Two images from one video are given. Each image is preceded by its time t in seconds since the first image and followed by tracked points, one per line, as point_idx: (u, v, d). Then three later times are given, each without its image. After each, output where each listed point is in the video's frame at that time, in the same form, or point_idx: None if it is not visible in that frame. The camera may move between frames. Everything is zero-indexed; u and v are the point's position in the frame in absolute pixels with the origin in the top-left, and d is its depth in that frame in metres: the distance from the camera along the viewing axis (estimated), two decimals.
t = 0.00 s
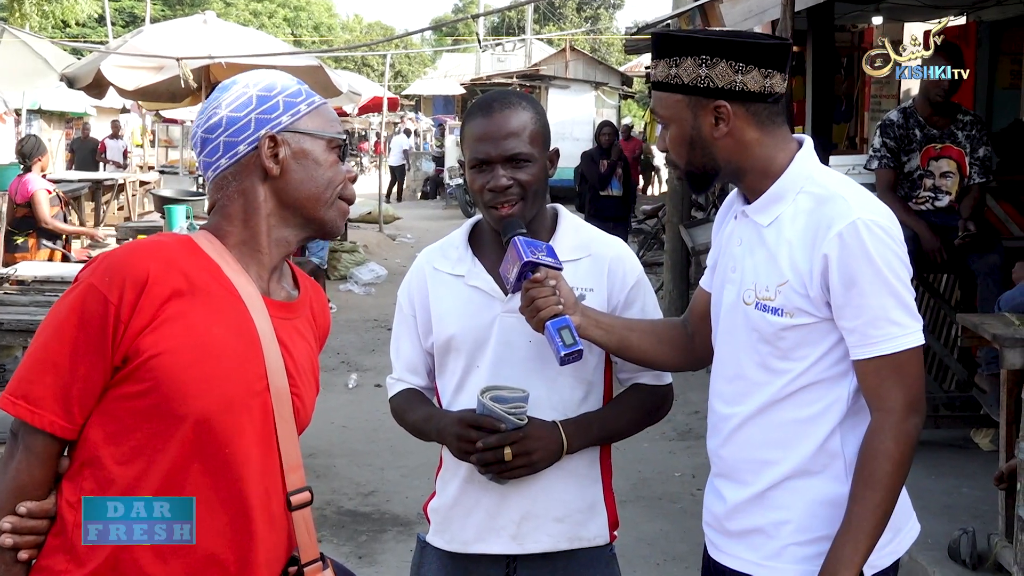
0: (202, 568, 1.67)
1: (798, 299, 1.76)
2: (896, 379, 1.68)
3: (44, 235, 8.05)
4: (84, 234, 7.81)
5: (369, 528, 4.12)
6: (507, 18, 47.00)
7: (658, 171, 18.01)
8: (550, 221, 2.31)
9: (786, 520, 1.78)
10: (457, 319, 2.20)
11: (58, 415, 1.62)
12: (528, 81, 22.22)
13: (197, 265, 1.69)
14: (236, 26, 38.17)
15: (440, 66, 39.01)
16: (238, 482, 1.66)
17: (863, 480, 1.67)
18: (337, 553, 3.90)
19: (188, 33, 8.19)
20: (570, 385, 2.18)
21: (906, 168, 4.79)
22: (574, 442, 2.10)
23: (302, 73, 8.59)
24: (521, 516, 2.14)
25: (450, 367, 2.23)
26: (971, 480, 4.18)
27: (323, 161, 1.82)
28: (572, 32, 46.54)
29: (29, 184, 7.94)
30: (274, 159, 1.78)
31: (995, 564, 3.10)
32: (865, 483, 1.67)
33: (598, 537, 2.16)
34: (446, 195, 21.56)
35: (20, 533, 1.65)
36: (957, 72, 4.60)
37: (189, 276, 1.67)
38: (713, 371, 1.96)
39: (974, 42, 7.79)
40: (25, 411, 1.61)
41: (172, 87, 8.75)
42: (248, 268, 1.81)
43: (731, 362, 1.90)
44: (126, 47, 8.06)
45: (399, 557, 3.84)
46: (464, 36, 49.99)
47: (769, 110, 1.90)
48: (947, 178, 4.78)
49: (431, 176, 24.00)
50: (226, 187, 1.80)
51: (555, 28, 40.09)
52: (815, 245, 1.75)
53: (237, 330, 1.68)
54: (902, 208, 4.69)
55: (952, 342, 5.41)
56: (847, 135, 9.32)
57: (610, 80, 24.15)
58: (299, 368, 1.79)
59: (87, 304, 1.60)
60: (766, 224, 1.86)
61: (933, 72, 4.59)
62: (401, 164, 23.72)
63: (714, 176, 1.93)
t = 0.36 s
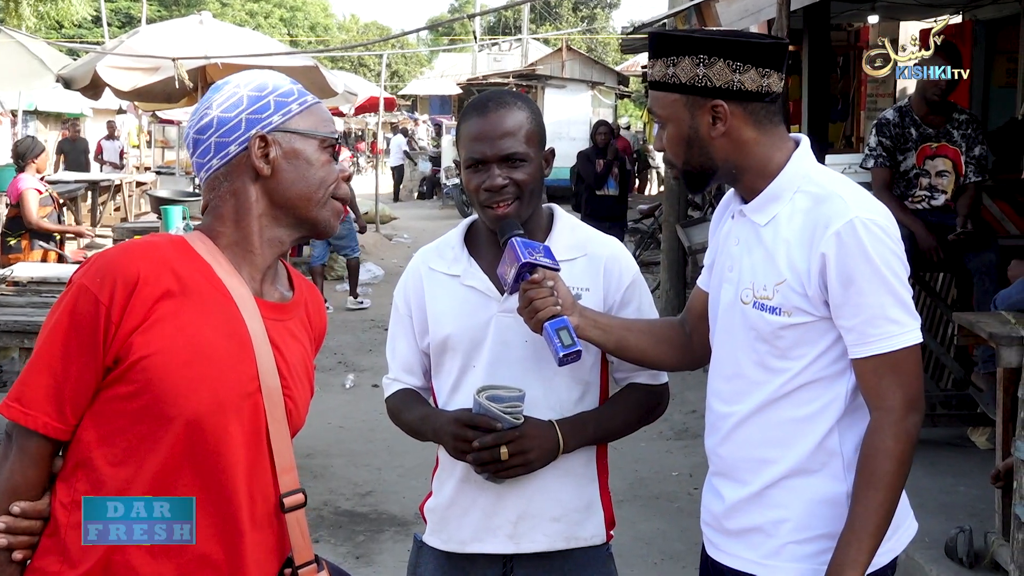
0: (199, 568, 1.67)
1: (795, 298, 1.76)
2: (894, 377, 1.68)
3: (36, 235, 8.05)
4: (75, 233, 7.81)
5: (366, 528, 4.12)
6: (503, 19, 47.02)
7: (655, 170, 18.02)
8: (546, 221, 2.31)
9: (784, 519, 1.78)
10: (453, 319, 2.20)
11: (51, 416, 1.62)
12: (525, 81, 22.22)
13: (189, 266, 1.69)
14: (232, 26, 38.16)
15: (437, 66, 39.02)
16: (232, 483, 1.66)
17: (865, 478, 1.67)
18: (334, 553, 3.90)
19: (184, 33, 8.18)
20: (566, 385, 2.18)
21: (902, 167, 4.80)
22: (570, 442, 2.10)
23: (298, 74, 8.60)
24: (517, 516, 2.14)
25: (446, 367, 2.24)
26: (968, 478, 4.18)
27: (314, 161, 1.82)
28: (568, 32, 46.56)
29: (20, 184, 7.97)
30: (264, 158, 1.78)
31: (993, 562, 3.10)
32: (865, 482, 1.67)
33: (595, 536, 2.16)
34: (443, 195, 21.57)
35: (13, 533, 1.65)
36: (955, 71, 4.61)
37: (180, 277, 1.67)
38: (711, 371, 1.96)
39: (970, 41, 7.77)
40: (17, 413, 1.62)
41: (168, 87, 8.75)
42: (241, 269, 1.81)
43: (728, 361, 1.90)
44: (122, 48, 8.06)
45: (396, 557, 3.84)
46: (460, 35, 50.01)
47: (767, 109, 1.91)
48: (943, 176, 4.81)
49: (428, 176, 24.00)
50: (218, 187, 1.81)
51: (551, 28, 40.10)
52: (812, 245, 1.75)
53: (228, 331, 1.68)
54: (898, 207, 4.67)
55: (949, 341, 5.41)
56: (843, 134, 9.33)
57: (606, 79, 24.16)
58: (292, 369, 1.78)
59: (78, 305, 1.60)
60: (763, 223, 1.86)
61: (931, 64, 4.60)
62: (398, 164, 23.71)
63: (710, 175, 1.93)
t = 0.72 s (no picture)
0: (197, 569, 1.67)
1: (793, 299, 1.76)
2: (891, 378, 1.68)
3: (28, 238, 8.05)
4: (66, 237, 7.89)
5: (364, 528, 4.13)
6: (502, 20, 47.04)
7: (653, 170, 18.05)
8: (544, 221, 2.31)
9: (781, 519, 1.79)
10: (451, 320, 2.20)
11: (47, 417, 1.63)
12: (523, 81, 22.25)
13: (186, 267, 1.69)
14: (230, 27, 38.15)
15: (435, 67, 39.05)
16: (229, 483, 1.67)
17: (863, 479, 1.68)
18: (332, 554, 3.90)
19: (181, 34, 8.17)
20: (564, 386, 2.19)
21: (899, 168, 4.80)
22: (567, 442, 2.10)
23: (297, 74, 8.60)
24: (516, 516, 2.14)
25: (444, 367, 2.24)
26: (966, 478, 4.18)
27: (309, 162, 1.82)
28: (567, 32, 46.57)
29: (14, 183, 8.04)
30: (259, 159, 1.78)
31: (990, 562, 3.11)
32: (864, 482, 1.67)
33: (593, 536, 2.17)
34: (441, 195, 21.56)
35: (9, 532, 1.64)
36: (954, 71, 4.62)
37: (176, 278, 1.67)
38: (709, 371, 1.96)
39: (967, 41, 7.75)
40: (13, 413, 1.62)
41: (166, 88, 8.73)
42: (237, 269, 1.81)
43: (726, 361, 1.90)
44: (120, 48, 8.06)
45: (394, 558, 3.84)
46: (459, 36, 50.03)
47: (765, 111, 1.91)
48: (940, 177, 4.82)
49: (426, 176, 24.00)
50: (213, 188, 1.81)
51: (549, 28, 40.15)
52: (810, 245, 1.75)
53: (224, 333, 1.68)
54: (894, 207, 4.68)
55: (947, 341, 5.41)
56: (841, 134, 9.34)
57: (604, 80, 24.15)
58: (288, 369, 1.78)
59: (74, 306, 1.60)
60: (761, 224, 1.86)
61: (931, 61, 4.61)
62: (396, 164, 23.71)
63: (708, 175, 1.94)
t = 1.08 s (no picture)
0: (197, 568, 1.68)
1: (791, 299, 1.76)
2: (888, 378, 1.69)
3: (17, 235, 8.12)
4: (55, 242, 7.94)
5: (364, 528, 4.13)
6: (501, 20, 47.03)
7: (652, 170, 18.06)
8: (543, 221, 2.31)
9: (780, 518, 1.79)
10: (450, 320, 2.20)
11: (44, 415, 1.63)
12: (522, 81, 22.27)
13: (183, 265, 1.70)
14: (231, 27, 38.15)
15: (435, 67, 39.07)
16: (226, 483, 1.67)
17: (860, 478, 1.68)
18: (331, 553, 3.90)
19: (182, 33, 8.18)
20: (563, 384, 2.19)
21: (898, 167, 4.81)
22: (566, 441, 2.10)
23: (296, 75, 8.61)
24: (514, 515, 2.14)
25: (443, 367, 2.24)
26: (965, 478, 4.18)
27: (302, 160, 1.81)
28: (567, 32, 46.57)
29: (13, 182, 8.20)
30: (251, 157, 1.79)
31: (988, 562, 3.11)
32: (861, 482, 1.68)
33: (591, 535, 2.17)
34: (440, 195, 21.57)
35: (8, 529, 1.65)
36: (953, 71, 4.61)
37: (173, 276, 1.67)
38: (706, 370, 1.96)
39: (967, 41, 7.74)
40: (11, 410, 1.63)
41: (166, 87, 8.73)
42: (233, 268, 1.82)
43: (725, 360, 1.90)
44: (120, 48, 8.06)
45: (393, 557, 3.84)
46: (459, 36, 50.05)
47: (763, 111, 1.91)
48: (939, 177, 4.80)
49: (426, 176, 23.99)
50: (207, 187, 1.82)
51: (548, 29, 40.21)
52: (809, 244, 1.76)
53: (221, 331, 1.68)
54: (892, 206, 4.67)
55: (946, 341, 5.41)
56: (840, 135, 9.34)
57: (603, 80, 24.13)
58: (286, 367, 1.78)
59: (72, 304, 1.61)
60: (759, 224, 1.87)
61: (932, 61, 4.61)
62: (396, 164, 23.71)
63: (708, 174, 1.93)
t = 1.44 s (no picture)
0: (197, 568, 1.68)
1: (791, 299, 1.76)
2: (886, 378, 1.69)
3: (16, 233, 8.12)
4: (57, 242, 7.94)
5: (364, 527, 4.13)
6: (502, 20, 47.02)
7: (652, 170, 18.08)
8: (543, 221, 2.31)
9: (777, 518, 1.79)
10: (450, 320, 2.20)
11: (43, 412, 1.63)
12: (523, 81, 22.28)
13: (183, 265, 1.70)
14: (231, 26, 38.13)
15: (435, 66, 39.09)
16: (225, 483, 1.67)
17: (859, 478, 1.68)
18: (331, 552, 3.90)
19: (182, 32, 8.16)
20: (564, 384, 2.19)
21: (898, 168, 4.81)
22: (567, 441, 2.10)
23: (297, 74, 8.61)
24: (516, 515, 2.14)
25: (443, 366, 2.24)
26: (965, 479, 4.18)
27: (303, 160, 1.81)
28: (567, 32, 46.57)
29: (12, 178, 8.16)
30: (253, 157, 1.79)
31: (988, 562, 3.10)
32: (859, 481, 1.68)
33: (593, 535, 2.17)
34: (440, 194, 21.59)
35: None
36: (953, 71, 4.61)
37: (173, 276, 1.67)
38: (706, 370, 1.96)
39: (967, 42, 7.73)
40: (8, 407, 1.63)
41: (167, 86, 8.72)
42: (233, 266, 1.82)
43: (724, 361, 1.90)
44: (121, 46, 8.06)
45: (393, 557, 3.84)
46: (459, 35, 50.06)
47: (763, 110, 1.91)
48: (939, 177, 4.80)
49: (426, 175, 23.99)
50: (207, 186, 1.82)
51: (548, 28, 40.29)
52: (808, 244, 1.75)
53: (220, 331, 1.68)
54: (893, 206, 4.67)
55: (946, 341, 5.41)
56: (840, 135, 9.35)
57: (604, 79, 24.13)
58: (286, 367, 1.78)
59: (70, 302, 1.61)
60: (759, 224, 1.87)
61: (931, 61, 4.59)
62: (396, 163, 23.71)
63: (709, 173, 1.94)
